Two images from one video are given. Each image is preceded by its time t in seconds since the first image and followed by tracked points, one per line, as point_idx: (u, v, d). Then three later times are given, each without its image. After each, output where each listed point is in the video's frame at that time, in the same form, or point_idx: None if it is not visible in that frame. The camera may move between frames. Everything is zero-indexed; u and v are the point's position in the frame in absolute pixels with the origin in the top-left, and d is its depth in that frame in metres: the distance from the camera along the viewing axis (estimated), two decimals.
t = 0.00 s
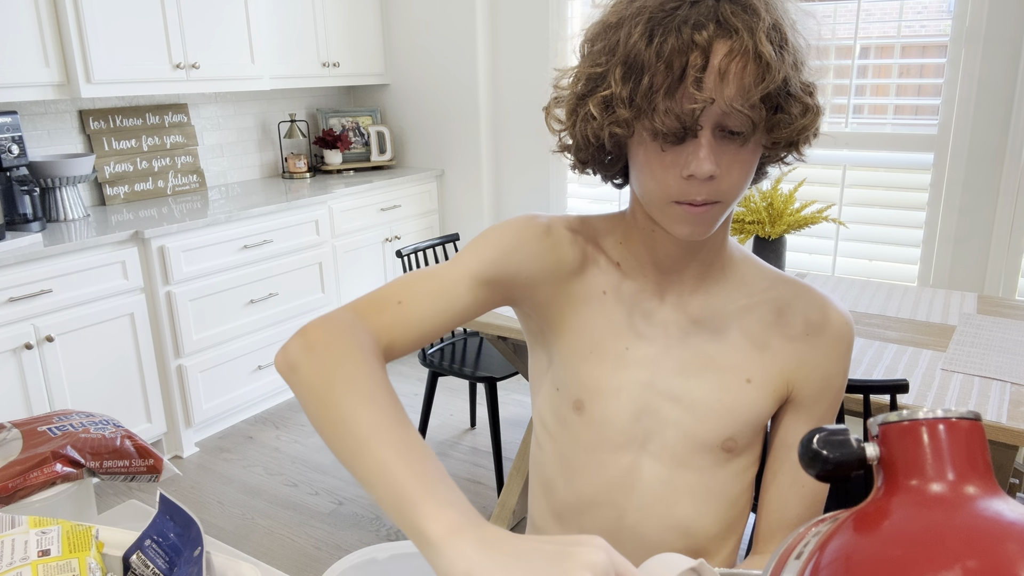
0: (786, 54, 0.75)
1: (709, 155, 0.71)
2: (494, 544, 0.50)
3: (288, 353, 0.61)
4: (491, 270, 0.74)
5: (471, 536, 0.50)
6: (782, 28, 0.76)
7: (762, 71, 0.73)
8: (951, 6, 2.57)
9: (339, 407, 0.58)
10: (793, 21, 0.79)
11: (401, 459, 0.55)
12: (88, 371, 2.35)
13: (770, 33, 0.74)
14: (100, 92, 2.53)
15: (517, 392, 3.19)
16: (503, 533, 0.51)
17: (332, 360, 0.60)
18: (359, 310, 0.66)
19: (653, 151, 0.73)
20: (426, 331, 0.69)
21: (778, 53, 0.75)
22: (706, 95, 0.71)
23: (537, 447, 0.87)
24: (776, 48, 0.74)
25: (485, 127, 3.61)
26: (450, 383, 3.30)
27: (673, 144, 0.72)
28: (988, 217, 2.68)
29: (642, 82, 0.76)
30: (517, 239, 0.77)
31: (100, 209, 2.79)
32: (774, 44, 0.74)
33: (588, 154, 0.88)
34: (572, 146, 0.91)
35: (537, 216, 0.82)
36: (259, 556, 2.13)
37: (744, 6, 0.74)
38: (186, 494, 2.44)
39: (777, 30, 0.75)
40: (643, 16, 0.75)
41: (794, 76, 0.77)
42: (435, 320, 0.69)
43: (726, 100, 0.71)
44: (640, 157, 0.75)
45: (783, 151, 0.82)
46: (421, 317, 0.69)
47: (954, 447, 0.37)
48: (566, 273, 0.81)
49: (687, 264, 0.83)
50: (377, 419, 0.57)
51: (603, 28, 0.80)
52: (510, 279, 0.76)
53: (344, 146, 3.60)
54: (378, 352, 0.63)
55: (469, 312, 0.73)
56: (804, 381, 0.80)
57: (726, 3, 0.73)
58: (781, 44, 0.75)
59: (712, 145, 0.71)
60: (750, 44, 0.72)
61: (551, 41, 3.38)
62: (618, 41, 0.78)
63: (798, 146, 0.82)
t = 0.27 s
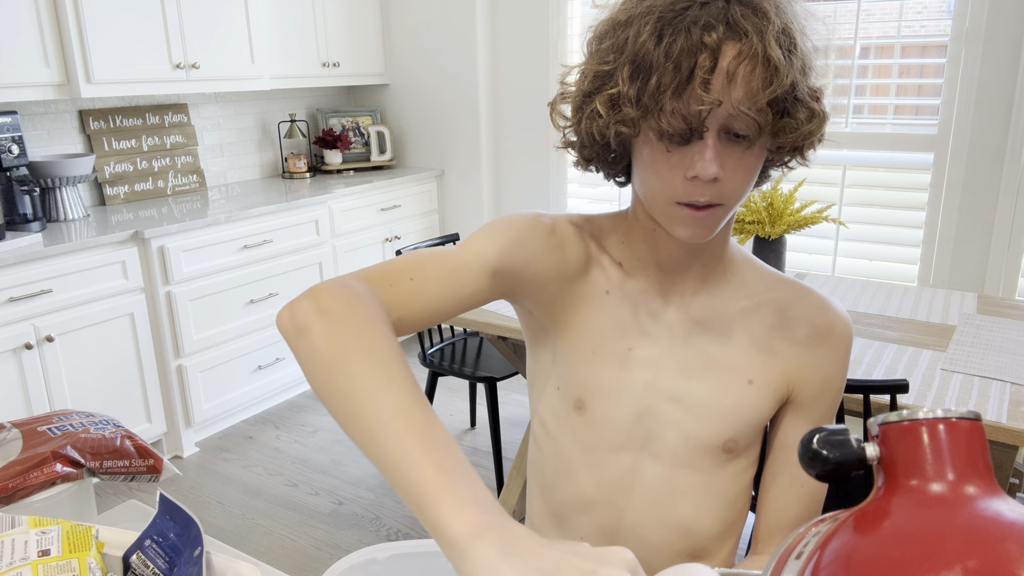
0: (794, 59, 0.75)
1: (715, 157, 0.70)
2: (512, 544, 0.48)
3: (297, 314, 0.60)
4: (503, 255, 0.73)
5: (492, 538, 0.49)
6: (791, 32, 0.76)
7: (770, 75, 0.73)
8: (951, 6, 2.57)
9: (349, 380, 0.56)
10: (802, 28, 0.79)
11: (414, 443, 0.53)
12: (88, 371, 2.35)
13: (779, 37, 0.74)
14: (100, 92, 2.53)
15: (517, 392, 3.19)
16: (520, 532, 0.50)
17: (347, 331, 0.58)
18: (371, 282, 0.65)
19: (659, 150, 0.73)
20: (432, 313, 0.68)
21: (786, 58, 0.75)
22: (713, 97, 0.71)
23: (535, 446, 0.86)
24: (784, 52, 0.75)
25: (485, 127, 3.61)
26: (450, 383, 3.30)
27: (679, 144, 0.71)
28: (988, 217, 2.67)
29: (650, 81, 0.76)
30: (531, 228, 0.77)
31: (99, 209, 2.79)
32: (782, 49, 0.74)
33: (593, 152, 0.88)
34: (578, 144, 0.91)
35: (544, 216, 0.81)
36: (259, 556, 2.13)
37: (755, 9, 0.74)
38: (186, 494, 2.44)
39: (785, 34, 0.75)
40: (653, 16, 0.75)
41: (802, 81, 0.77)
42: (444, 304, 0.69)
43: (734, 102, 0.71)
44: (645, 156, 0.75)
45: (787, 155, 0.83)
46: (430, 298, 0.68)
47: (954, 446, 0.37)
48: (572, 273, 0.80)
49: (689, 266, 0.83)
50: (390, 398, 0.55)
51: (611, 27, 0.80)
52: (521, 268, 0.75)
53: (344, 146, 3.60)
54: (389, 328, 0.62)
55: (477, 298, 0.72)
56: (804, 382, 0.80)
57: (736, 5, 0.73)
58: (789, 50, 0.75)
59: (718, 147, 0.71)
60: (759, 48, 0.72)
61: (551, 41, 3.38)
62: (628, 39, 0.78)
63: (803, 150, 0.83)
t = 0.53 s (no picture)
0: (796, 59, 0.76)
1: (719, 158, 0.70)
2: (494, 545, 0.47)
3: (295, 322, 0.60)
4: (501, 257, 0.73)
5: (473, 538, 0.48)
6: (791, 33, 0.76)
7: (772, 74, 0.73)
8: (951, 6, 2.57)
9: (342, 384, 0.56)
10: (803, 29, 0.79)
11: (402, 443, 0.53)
12: (88, 371, 2.35)
13: (780, 38, 0.74)
14: (100, 92, 2.53)
15: (517, 392, 3.18)
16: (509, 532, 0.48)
17: (341, 336, 0.59)
18: (368, 287, 0.65)
19: (663, 153, 0.73)
20: (431, 317, 0.69)
21: (788, 58, 0.75)
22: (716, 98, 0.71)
23: (536, 444, 0.86)
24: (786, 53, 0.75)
25: (485, 127, 3.61)
26: (450, 383, 3.30)
27: (682, 146, 0.71)
28: (988, 217, 2.67)
29: (652, 85, 0.76)
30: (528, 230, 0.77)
31: (99, 209, 2.79)
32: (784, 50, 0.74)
33: (595, 154, 0.87)
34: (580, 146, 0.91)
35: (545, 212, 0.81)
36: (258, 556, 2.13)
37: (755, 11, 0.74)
38: (186, 493, 2.44)
39: (787, 35, 0.75)
40: (654, 18, 0.75)
41: (803, 82, 0.77)
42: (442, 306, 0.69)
43: (736, 103, 0.71)
44: (650, 159, 0.75)
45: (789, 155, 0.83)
46: (428, 301, 0.68)
47: (954, 446, 0.37)
48: (570, 271, 0.80)
49: (689, 266, 0.83)
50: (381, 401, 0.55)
51: (612, 29, 0.80)
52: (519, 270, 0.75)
53: (344, 146, 3.60)
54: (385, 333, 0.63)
55: (475, 302, 0.72)
56: (804, 383, 0.80)
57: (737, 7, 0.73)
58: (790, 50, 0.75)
59: (721, 148, 0.71)
60: (761, 49, 0.72)
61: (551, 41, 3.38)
62: (629, 42, 0.78)
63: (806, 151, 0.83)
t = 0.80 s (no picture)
0: (785, 57, 0.75)
1: (709, 157, 0.70)
2: (470, 553, 0.46)
3: (287, 352, 0.61)
4: (493, 270, 0.74)
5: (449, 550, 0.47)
6: (782, 30, 0.76)
7: (762, 71, 0.73)
8: (951, 6, 2.57)
9: (331, 408, 0.56)
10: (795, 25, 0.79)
11: (389, 462, 0.53)
12: (88, 371, 2.35)
13: (769, 35, 0.74)
14: (100, 92, 2.53)
15: (517, 392, 3.18)
16: (487, 540, 0.48)
17: (329, 361, 0.59)
18: (359, 310, 0.66)
19: (654, 153, 0.73)
20: (424, 334, 0.69)
21: (777, 56, 0.75)
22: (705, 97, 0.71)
23: (538, 445, 0.87)
24: (775, 50, 0.75)
25: (485, 126, 3.61)
26: (450, 383, 3.30)
27: (673, 145, 0.71)
28: (988, 217, 2.67)
29: (642, 85, 0.76)
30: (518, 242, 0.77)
31: (100, 209, 2.79)
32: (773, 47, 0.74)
33: (591, 155, 0.88)
34: (576, 147, 0.91)
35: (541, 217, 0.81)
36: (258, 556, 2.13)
37: (743, 7, 0.74)
38: (186, 494, 2.44)
39: (776, 32, 0.75)
40: (644, 19, 0.76)
41: (794, 79, 0.77)
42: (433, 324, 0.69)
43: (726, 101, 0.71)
44: (642, 159, 0.75)
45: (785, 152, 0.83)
46: (419, 320, 0.68)
47: (954, 446, 0.37)
48: (569, 272, 0.81)
49: (689, 265, 0.83)
50: (369, 422, 0.55)
51: (604, 30, 0.81)
52: (509, 283, 0.75)
53: (344, 146, 3.60)
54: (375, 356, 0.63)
55: (467, 316, 0.72)
56: (805, 382, 0.80)
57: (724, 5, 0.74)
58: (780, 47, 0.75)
59: (712, 147, 0.71)
60: (749, 46, 0.72)
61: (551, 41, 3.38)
62: (618, 44, 0.78)
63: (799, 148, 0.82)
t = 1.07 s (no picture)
0: (780, 60, 0.75)
1: (704, 159, 0.70)
2: (460, 557, 0.49)
3: (298, 379, 0.64)
4: (491, 281, 0.75)
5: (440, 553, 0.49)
6: (778, 32, 0.76)
7: (756, 74, 0.73)
8: (951, 6, 2.57)
9: (337, 427, 0.59)
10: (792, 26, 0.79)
11: (390, 475, 0.55)
12: (88, 371, 2.35)
13: (764, 38, 0.73)
14: (100, 92, 2.53)
15: (517, 392, 3.18)
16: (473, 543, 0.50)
17: (334, 385, 0.61)
18: (362, 332, 0.68)
19: (649, 156, 0.73)
20: (425, 348, 0.71)
21: (772, 59, 0.74)
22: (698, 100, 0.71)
23: (540, 444, 0.87)
24: (769, 54, 0.74)
25: (485, 126, 3.61)
26: (450, 383, 3.30)
27: (668, 148, 0.71)
28: (988, 218, 2.67)
29: (637, 89, 0.76)
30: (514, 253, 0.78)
31: (99, 209, 2.79)
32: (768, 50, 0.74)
33: (591, 158, 0.88)
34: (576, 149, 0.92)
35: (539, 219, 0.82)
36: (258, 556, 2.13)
37: (738, 10, 0.74)
38: (186, 493, 2.45)
39: (771, 34, 0.74)
40: (639, 23, 0.76)
41: (790, 80, 0.77)
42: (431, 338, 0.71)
43: (720, 104, 0.71)
44: (639, 163, 0.75)
45: (784, 154, 0.82)
46: (418, 337, 0.70)
47: (954, 446, 0.37)
48: (569, 273, 0.82)
49: (688, 265, 0.83)
50: (369, 439, 0.58)
51: (601, 34, 0.81)
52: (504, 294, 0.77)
53: (344, 146, 3.60)
54: (379, 374, 0.65)
55: (467, 327, 0.74)
56: (806, 382, 0.80)
57: (718, 9, 0.73)
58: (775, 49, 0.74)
59: (707, 149, 0.71)
60: (742, 49, 0.72)
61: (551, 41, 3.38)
62: (615, 49, 0.79)
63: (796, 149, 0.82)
